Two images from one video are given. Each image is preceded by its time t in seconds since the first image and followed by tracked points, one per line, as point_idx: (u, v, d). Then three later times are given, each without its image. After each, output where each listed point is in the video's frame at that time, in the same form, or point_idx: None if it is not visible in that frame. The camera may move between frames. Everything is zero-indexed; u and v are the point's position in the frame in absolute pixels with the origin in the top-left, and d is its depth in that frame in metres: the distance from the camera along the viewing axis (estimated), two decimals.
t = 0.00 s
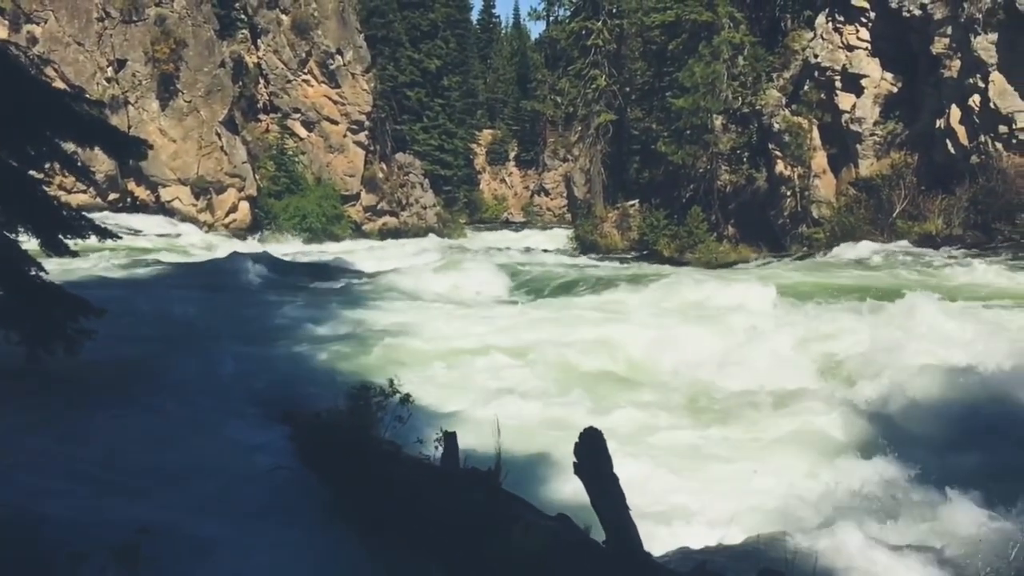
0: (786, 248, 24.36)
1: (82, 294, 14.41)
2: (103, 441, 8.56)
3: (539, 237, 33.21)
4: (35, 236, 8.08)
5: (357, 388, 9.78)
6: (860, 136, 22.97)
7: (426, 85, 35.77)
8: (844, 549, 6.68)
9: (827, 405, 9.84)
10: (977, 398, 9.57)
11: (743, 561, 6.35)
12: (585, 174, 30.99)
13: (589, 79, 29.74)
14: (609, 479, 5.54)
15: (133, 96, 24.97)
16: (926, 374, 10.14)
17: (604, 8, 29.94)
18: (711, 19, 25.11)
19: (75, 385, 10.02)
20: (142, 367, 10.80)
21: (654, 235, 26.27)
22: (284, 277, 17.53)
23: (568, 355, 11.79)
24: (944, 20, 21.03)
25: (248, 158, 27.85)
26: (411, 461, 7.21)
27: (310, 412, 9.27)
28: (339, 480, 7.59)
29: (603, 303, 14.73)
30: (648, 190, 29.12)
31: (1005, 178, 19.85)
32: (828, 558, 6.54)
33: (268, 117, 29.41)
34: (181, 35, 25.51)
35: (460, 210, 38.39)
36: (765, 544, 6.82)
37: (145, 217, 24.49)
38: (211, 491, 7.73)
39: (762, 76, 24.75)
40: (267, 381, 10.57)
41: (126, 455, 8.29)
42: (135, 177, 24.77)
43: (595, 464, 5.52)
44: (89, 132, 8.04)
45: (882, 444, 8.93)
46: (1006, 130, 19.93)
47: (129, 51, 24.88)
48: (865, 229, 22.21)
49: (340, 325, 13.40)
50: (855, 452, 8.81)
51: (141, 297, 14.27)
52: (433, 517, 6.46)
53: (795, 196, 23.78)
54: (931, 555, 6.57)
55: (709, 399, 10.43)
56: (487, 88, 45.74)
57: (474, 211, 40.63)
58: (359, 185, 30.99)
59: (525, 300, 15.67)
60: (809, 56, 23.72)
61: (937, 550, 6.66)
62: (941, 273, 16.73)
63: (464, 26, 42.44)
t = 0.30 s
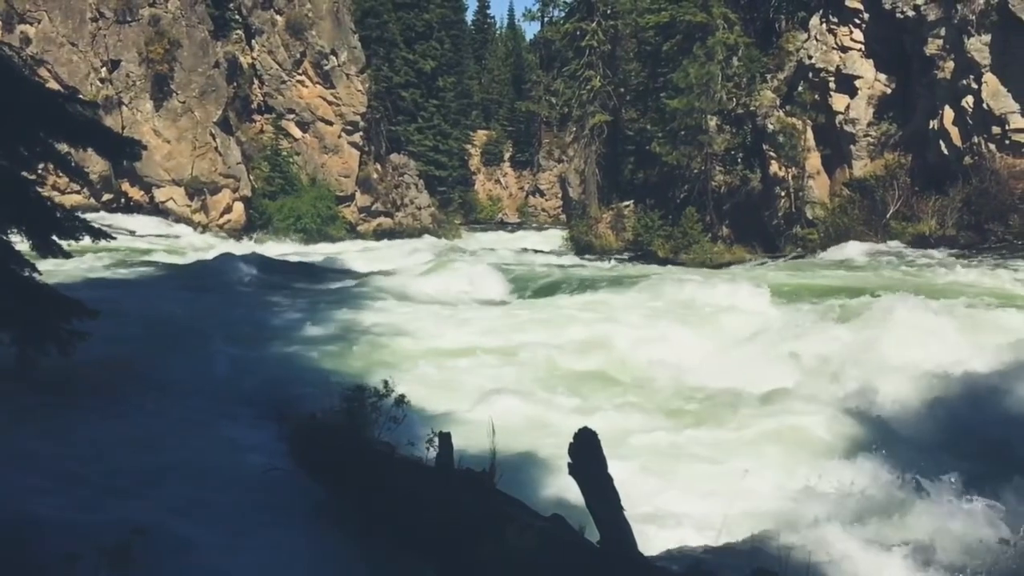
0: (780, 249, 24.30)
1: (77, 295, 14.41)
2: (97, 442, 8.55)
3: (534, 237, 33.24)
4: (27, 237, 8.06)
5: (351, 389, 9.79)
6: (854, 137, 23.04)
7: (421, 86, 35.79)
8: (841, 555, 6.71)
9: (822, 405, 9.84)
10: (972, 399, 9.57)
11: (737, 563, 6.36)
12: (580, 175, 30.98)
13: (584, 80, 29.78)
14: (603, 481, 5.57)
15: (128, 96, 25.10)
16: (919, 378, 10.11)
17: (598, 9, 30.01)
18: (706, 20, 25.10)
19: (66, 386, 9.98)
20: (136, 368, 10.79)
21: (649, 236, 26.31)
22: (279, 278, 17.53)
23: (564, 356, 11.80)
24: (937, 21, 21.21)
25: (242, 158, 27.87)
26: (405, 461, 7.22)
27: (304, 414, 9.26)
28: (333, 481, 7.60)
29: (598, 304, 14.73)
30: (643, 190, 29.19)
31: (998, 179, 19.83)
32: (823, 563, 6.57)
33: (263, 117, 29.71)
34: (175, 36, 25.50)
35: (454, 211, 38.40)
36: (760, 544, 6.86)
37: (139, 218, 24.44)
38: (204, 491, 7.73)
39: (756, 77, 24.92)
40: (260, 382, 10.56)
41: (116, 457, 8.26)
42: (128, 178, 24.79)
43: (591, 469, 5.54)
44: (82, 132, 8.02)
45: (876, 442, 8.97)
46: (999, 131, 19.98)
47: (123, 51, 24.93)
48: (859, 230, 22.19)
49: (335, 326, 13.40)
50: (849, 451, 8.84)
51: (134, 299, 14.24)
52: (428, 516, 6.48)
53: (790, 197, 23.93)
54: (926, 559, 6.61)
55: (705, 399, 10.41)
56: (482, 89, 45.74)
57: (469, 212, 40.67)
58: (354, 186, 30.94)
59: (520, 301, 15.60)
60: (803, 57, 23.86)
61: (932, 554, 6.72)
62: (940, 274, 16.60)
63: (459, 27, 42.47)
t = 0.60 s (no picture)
0: (774, 250, 24.29)
1: (70, 296, 14.37)
2: (92, 443, 8.53)
3: (529, 238, 33.27)
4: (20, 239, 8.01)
5: (345, 390, 9.77)
6: (847, 138, 23.09)
7: (415, 86, 35.77)
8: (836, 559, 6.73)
9: (815, 404, 9.86)
10: (967, 400, 9.59)
11: (728, 562, 6.39)
12: (575, 175, 30.97)
13: (578, 81, 29.81)
14: (597, 483, 5.58)
15: (121, 97, 24.99)
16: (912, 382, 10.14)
17: (593, 10, 30.05)
18: (699, 21, 25.17)
19: (60, 388, 9.96)
20: (129, 369, 10.76)
21: (644, 237, 26.47)
22: (273, 278, 17.51)
23: (559, 357, 11.81)
24: (930, 22, 21.24)
25: (236, 159, 27.88)
26: (400, 462, 7.22)
27: (297, 415, 9.23)
28: (329, 480, 7.60)
29: (591, 303, 14.74)
30: (637, 191, 29.22)
31: (991, 181, 19.97)
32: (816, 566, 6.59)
33: (257, 118, 29.47)
34: (168, 36, 25.44)
35: (449, 212, 38.37)
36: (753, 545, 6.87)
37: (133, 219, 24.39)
38: (198, 491, 7.71)
39: (749, 78, 25.02)
40: (254, 383, 10.55)
41: (111, 458, 8.24)
42: (122, 179, 24.69)
43: (585, 468, 5.57)
44: (75, 133, 7.97)
45: (871, 442, 8.97)
46: (992, 133, 20.08)
47: (116, 52, 24.88)
48: (853, 231, 22.29)
49: (328, 326, 13.38)
50: (841, 449, 8.86)
51: (127, 300, 14.19)
52: (423, 515, 6.49)
53: (784, 197, 23.87)
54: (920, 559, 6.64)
55: (698, 398, 10.41)
56: (476, 89, 45.74)
57: (463, 212, 40.68)
58: (348, 187, 30.89)
59: (512, 301, 15.53)
60: (797, 58, 23.89)
61: (927, 552, 6.75)
62: (933, 274, 16.65)
63: (453, 28, 42.50)
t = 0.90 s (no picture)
0: (768, 250, 24.27)
1: (63, 297, 14.30)
2: (85, 445, 8.50)
3: (524, 238, 33.21)
4: (13, 241, 7.99)
5: (340, 391, 9.76)
6: (841, 138, 23.12)
7: (410, 87, 35.72)
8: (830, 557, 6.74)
9: (809, 405, 9.89)
10: (965, 397, 9.58)
11: (724, 562, 6.41)
12: (569, 176, 30.95)
13: (573, 82, 29.82)
14: (591, 484, 5.57)
15: (115, 97, 24.95)
16: (905, 381, 10.16)
17: (587, 11, 30.07)
18: (693, 22, 25.24)
19: (55, 390, 9.91)
20: (123, 371, 10.71)
21: (637, 237, 26.38)
22: (267, 278, 17.46)
23: (553, 357, 11.82)
24: (924, 23, 21.32)
25: (230, 159, 27.87)
26: (396, 463, 7.20)
27: (292, 416, 9.20)
28: (325, 481, 7.57)
29: (586, 303, 14.73)
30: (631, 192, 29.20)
31: (984, 181, 20.06)
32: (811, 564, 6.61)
33: (251, 118, 29.49)
34: (162, 36, 25.43)
35: (443, 213, 38.31)
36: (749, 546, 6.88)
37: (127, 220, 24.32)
38: (192, 494, 7.67)
39: (743, 79, 25.14)
40: (250, 384, 10.51)
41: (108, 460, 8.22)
42: (116, 180, 24.59)
43: (580, 471, 5.58)
44: (68, 134, 7.95)
45: (868, 441, 8.98)
46: (985, 133, 20.18)
47: (109, 52, 24.80)
48: (846, 232, 22.31)
49: (322, 327, 13.34)
50: (837, 450, 8.87)
51: (120, 301, 14.12)
52: (418, 514, 6.50)
53: (777, 198, 23.97)
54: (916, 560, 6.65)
55: (693, 397, 10.42)
56: (470, 90, 45.72)
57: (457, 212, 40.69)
58: (343, 187, 30.85)
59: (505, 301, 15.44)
60: (790, 59, 23.94)
61: (921, 554, 6.78)
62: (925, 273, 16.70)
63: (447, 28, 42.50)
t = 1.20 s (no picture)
0: (760, 252, 24.29)
1: (55, 299, 14.24)
2: (76, 448, 8.44)
3: (518, 240, 33.22)
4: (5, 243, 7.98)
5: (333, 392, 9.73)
6: (832, 140, 23.19)
7: (403, 88, 35.70)
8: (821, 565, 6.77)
9: (801, 407, 9.89)
10: (958, 397, 9.60)
11: (717, 564, 6.42)
12: (562, 178, 30.95)
13: (566, 84, 29.85)
14: (582, 488, 5.62)
15: (106, 99, 24.90)
16: (896, 379, 10.17)
17: (579, 12, 30.10)
18: (686, 24, 25.35)
19: (46, 392, 9.86)
20: (114, 373, 10.67)
21: (631, 239, 26.43)
22: (260, 280, 17.40)
23: (545, 358, 11.82)
24: (915, 26, 21.43)
25: (222, 161, 27.77)
26: (389, 466, 7.20)
27: (284, 418, 9.16)
28: (318, 482, 7.56)
29: (578, 305, 14.73)
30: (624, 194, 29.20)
31: (975, 182, 20.14)
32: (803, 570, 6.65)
33: (243, 119, 29.39)
34: (154, 38, 25.42)
35: (436, 214, 38.25)
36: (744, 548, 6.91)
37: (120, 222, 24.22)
38: (183, 497, 7.62)
39: (735, 81, 25.24)
40: (242, 386, 10.45)
41: (99, 461, 8.22)
42: (107, 181, 24.45)
43: (573, 475, 5.61)
44: (60, 137, 7.96)
45: (863, 441, 9.00)
46: (976, 135, 20.25)
47: (101, 53, 24.74)
48: (838, 233, 22.34)
49: (314, 329, 13.30)
50: (830, 450, 8.88)
51: (111, 303, 14.07)
52: (410, 516, 6.50)
53: (769, 200, 24.03)
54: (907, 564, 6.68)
55: (685, 398, 10.44)
56: (463, 92, 45.72)
57: (450, 213, 40.70)
58: (336, 189, 30.81)
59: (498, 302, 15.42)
60: (782, 61, 24.09)
61: (913, 558, 6.81)
62: (915, 275, 16.80)
63: (440, 30, 42.50)
